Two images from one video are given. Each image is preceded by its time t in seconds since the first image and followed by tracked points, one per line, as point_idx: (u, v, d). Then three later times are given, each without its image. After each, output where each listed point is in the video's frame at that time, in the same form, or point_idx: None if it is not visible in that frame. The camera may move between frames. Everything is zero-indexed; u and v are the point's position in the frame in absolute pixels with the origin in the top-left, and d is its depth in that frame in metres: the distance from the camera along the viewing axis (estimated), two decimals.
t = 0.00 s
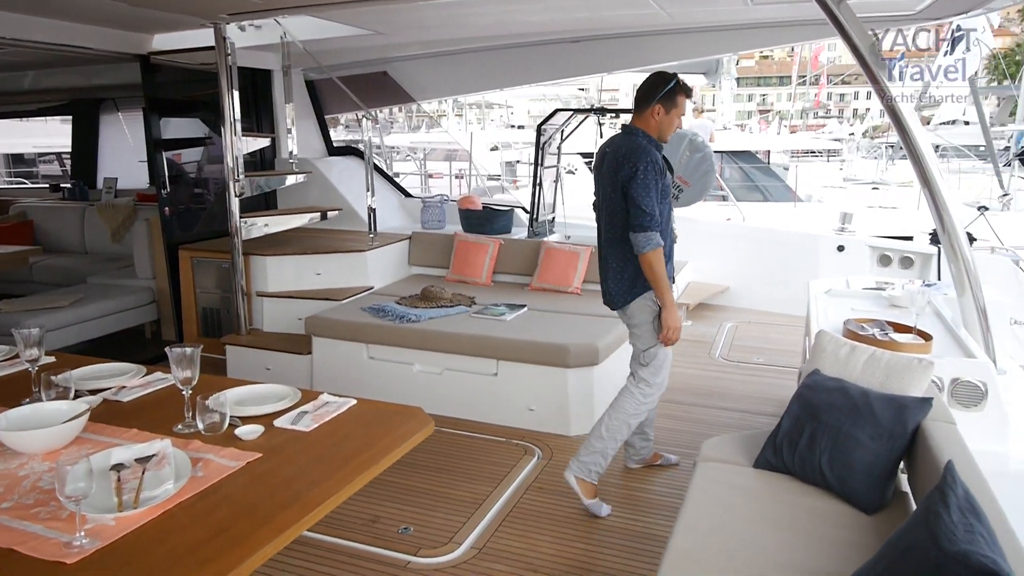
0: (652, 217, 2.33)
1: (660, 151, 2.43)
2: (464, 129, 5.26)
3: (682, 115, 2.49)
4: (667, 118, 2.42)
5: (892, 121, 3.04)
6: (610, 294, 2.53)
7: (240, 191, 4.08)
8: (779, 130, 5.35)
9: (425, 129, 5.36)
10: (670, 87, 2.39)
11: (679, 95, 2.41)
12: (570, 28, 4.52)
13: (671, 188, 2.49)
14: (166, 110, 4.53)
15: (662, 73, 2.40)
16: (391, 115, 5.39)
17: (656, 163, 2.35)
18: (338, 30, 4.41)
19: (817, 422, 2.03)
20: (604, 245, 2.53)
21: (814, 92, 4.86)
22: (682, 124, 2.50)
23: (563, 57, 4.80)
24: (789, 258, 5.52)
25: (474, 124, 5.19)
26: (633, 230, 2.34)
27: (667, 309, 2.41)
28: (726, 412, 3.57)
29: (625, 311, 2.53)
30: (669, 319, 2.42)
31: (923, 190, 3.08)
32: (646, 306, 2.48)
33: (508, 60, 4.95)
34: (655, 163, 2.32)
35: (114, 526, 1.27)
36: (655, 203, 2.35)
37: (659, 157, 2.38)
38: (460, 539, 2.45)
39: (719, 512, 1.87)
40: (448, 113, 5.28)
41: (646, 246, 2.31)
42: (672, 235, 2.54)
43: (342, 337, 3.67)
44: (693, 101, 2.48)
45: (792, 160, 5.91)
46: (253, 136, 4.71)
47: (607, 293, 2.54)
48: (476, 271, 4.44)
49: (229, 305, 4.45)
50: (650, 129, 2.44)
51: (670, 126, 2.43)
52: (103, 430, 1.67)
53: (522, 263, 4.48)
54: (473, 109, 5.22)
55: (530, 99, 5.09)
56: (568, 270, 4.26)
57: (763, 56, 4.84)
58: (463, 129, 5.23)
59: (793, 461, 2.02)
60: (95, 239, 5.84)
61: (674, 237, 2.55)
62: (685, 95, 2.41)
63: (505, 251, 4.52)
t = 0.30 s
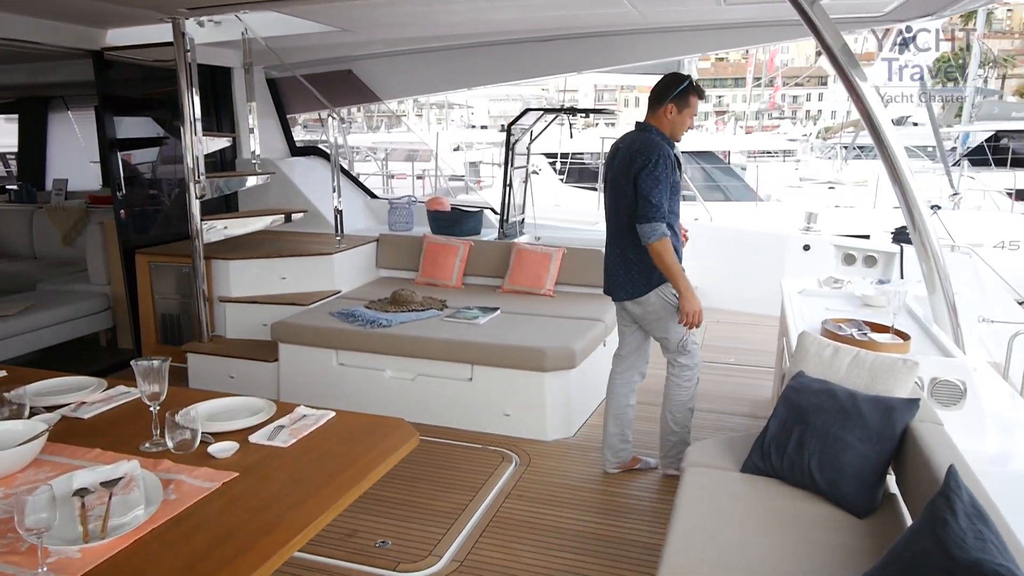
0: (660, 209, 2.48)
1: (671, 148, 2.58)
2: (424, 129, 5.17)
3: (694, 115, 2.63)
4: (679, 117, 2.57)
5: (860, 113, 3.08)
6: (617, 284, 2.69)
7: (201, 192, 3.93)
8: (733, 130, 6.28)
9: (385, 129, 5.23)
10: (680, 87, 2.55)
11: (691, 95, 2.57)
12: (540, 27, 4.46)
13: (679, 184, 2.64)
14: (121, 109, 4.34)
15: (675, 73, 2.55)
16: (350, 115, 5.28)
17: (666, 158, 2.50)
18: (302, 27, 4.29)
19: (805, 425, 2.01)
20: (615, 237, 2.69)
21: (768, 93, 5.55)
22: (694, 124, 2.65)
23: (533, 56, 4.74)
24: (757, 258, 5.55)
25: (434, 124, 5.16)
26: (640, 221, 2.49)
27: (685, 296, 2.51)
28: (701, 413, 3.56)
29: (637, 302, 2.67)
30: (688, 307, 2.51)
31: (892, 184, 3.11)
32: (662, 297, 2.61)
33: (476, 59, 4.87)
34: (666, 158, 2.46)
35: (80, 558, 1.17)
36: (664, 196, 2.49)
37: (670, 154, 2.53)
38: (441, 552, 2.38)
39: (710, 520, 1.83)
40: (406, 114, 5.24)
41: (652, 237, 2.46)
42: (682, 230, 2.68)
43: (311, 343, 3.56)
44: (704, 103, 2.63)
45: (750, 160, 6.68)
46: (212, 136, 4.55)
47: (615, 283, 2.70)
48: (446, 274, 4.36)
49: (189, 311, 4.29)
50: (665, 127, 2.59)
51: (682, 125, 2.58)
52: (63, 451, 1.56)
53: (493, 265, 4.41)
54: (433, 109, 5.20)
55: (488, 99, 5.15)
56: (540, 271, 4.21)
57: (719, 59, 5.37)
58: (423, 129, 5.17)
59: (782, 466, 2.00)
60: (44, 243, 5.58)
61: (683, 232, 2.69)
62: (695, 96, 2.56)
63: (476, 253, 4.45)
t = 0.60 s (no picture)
0: (688, 213, 2.62)
1: (694, 150, 2.72)
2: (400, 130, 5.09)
3: (711, 112, 2.72)
4: (694, 119, 2.71)
5: (846, 114, 3.07)
6: (649, 287, 2.83)
7: (178, 196, 3.83)
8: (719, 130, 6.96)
9: (361, 129, 5.11)
10: (693, 90, 2.68)
11: (704, 96, 2.68)
12: (523, 28, 4.41)
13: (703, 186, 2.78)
14: (94, 111, 4.23)
15: (689, 77, 2.68)
16: (325, 116, 5.14)
17: (689, 164, 2.63)
18: (281, 26, 4.20)
19: (804, 430, 2.00)
20: (643, 240, 2.83)
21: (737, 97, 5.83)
22: (715, 121, 2.76)
23: (516, 57, 4.69)
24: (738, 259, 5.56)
25: (408, 125, 5.10)
26: (670, 227, 2.64)
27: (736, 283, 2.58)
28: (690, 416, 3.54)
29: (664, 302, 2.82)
30: (743, 296, 2.58)
31: (879, 184, 3.11)
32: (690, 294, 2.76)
33: (457, 60, 4.81)
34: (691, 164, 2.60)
35: None
36: (690, 200, 2.64)
37: (694, 159, 2.67)
38: (433, 564, 2.33)
39: (712, 530, 1.80)
40: (382, 114, 5.14)
41: (684, 241, 2.60)
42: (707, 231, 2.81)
43: (293, 350, 3.48)
44: (722, 101, 2.72)
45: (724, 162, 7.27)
46: (187, 138, 4.43)
47: (642, 284, 2.86)
48: (430, 278, 4.30)
49: (166, 317, 4.19)
50: (681, 128, 2.75)
51: (696, 123, 2.71)
52: (42, 471, 1.48)
53: (478, 269, 4.36)
54: (408, 110, 5.16)
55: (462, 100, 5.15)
56: (525, 275, 4.17)
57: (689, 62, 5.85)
58: (398, 131, 5.08)
59: (783, 472, 1.99)
60: (12, 248, 5.40)
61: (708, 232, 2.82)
62: (705, 94, 2.67)
63: (460, 256, 4.40)
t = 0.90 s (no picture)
0: (656, 203, 2.65)
1: (674, 144, 2.74)
2: (366, 128, 4.97)
3: (699, 107, 2.73)
4: (679, 113, 2.72)
5: (821, 111, 3.06)
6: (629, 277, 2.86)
7: (137, 198, 3.67)
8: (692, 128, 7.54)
9: (325, 129, 4.99)
10: (677, 83, 2.70)
11: (688, 89, 2.69)
12: (493, 24, 4.31)
13: (688, 180, 2.77)
14: (46, 109, 4.04)
15: (676, 72, 2.71)
16: (287, 114, 4.97)
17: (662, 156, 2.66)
18: (243, 21, 4.05)
19: (790, 433, 1.96)
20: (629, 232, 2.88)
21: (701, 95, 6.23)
22: (703, 115, 2.75)
23: (486, 55, 4.58)
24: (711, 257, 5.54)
25: (374, 124, 5.00)
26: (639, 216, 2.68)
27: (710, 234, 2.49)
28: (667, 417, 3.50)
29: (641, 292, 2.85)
30: (727, 244, 2.48)
31: (854, 182, 3.11)
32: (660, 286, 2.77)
33: (426, 57, 4.69)
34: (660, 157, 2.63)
35: None
36: (661, 190, 2.66)
37: (667, 151, 2.69)
38: None
39: (700, 539, 1.75)
40: (348, 112, 5.03)
41: (648, 228, 2.63)
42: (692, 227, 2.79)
43: (260, 356, 3.36)
44: (709, 96, 2.71)
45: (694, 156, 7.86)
46: (145, 137, 4.27)
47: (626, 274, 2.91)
48: (401, 280, 4.20)
49: (124, 323, 4.03)
50: (669, 122, 2.78)
51: (683, 118, 2.72)
52: None
53: (450, 270, 4.28)
54: (373, 108, 5.06)
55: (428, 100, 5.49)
56: (499, 275, 4.09)
57: (655, 60, 6.14)
58: (365, 129, 4.97)
59: (769, 477, 1.94)
60: None
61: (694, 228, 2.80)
62: (692, 88, 2.68)
63: (431, 257, 4.31)
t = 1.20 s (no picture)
0: (614, 200, 2.65)
1: (650, 143, 2.70)
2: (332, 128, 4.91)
3: (685, 114, 2.65)
4: (664, 116, 2.66)
5: (797, 109, 3.00)
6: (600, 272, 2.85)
7: (87, 201, 3.48)
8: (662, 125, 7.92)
9: (291, 129, 4.83)
10: (665, 86, 2.63)
11: (677, 95, 2.61)
12: (460, 20, 4.18)
13: (661, 179, 2.70)
14: None
15: (666, 73, 2.64)
16: (252, 114, 4.82)
17: (628, 152, 2.64)
18: (199, 15, 3.87)
19: (779, 445, 1.88)
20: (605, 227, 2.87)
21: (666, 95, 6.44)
22: (688, 124, 2.68)
23: (454, 52, 4.45)
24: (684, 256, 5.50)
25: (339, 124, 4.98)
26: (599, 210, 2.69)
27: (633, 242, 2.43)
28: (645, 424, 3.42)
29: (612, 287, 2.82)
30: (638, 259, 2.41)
31: (831, 181, 3.05)
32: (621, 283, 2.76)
33: (392, 54, 4.55)
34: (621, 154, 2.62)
35: None
36: (621, 186, 2.65)
37: (636, 148, 2.66)
38: None
39: (691, 561, 1.66)
40: (313, 112, 4.93)
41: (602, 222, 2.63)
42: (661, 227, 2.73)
43: (221, 367, 3.19)
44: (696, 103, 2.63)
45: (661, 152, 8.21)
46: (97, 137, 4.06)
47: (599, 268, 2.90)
48: (369, 285, 4.07)
49: (76, 333, 3.82)
50: (652, 124, 2.72)
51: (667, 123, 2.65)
52: None
53: (420, 273, 4.15)
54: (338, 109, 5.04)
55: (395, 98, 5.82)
56: (470, 279, 3.98)
57: (621, 61, 6.21)
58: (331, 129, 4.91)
59: (759, 491, 1.87)
60: None
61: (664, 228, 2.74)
62: (679, 95, 2.60)
63: (400, 260, 4.17)
